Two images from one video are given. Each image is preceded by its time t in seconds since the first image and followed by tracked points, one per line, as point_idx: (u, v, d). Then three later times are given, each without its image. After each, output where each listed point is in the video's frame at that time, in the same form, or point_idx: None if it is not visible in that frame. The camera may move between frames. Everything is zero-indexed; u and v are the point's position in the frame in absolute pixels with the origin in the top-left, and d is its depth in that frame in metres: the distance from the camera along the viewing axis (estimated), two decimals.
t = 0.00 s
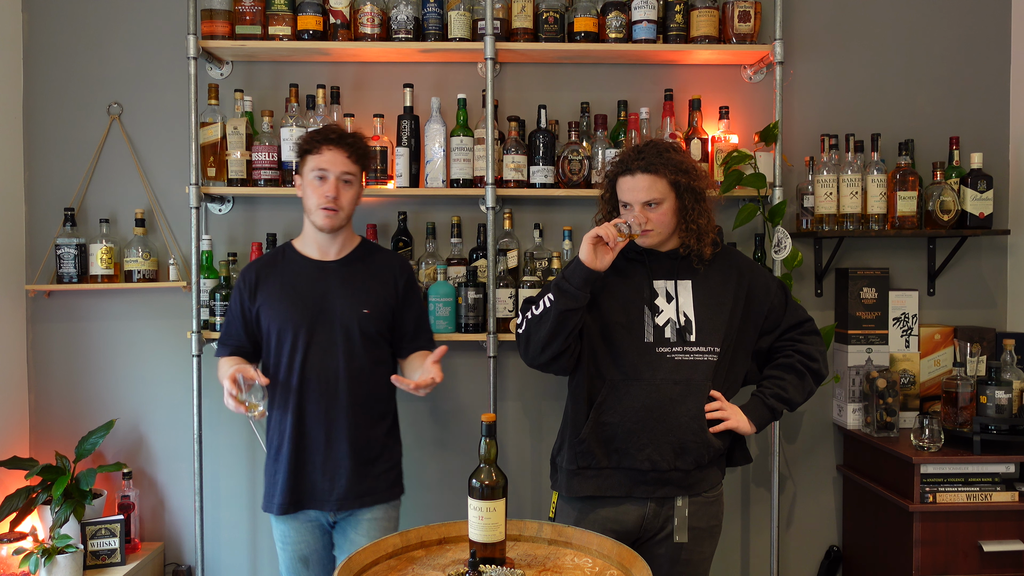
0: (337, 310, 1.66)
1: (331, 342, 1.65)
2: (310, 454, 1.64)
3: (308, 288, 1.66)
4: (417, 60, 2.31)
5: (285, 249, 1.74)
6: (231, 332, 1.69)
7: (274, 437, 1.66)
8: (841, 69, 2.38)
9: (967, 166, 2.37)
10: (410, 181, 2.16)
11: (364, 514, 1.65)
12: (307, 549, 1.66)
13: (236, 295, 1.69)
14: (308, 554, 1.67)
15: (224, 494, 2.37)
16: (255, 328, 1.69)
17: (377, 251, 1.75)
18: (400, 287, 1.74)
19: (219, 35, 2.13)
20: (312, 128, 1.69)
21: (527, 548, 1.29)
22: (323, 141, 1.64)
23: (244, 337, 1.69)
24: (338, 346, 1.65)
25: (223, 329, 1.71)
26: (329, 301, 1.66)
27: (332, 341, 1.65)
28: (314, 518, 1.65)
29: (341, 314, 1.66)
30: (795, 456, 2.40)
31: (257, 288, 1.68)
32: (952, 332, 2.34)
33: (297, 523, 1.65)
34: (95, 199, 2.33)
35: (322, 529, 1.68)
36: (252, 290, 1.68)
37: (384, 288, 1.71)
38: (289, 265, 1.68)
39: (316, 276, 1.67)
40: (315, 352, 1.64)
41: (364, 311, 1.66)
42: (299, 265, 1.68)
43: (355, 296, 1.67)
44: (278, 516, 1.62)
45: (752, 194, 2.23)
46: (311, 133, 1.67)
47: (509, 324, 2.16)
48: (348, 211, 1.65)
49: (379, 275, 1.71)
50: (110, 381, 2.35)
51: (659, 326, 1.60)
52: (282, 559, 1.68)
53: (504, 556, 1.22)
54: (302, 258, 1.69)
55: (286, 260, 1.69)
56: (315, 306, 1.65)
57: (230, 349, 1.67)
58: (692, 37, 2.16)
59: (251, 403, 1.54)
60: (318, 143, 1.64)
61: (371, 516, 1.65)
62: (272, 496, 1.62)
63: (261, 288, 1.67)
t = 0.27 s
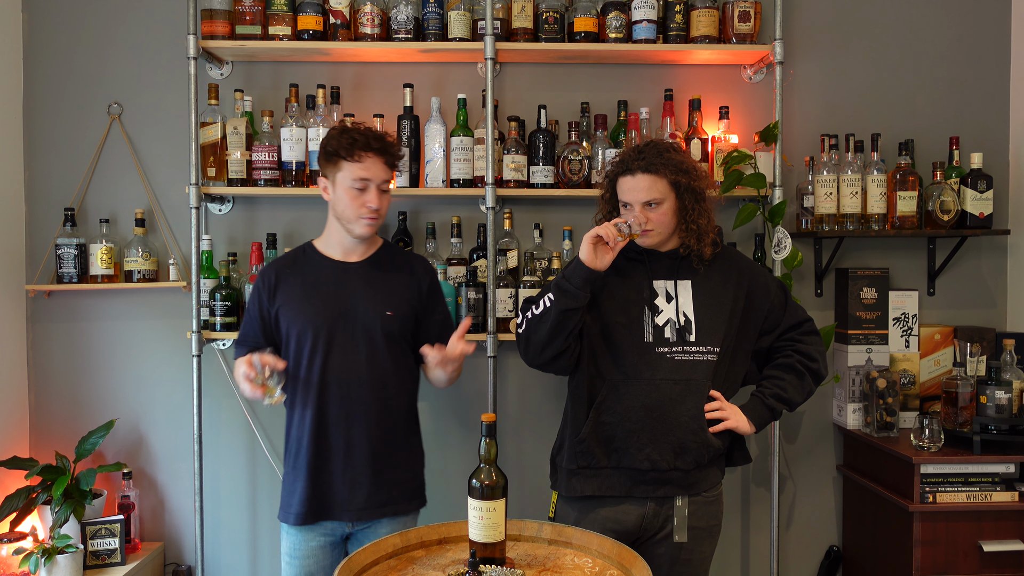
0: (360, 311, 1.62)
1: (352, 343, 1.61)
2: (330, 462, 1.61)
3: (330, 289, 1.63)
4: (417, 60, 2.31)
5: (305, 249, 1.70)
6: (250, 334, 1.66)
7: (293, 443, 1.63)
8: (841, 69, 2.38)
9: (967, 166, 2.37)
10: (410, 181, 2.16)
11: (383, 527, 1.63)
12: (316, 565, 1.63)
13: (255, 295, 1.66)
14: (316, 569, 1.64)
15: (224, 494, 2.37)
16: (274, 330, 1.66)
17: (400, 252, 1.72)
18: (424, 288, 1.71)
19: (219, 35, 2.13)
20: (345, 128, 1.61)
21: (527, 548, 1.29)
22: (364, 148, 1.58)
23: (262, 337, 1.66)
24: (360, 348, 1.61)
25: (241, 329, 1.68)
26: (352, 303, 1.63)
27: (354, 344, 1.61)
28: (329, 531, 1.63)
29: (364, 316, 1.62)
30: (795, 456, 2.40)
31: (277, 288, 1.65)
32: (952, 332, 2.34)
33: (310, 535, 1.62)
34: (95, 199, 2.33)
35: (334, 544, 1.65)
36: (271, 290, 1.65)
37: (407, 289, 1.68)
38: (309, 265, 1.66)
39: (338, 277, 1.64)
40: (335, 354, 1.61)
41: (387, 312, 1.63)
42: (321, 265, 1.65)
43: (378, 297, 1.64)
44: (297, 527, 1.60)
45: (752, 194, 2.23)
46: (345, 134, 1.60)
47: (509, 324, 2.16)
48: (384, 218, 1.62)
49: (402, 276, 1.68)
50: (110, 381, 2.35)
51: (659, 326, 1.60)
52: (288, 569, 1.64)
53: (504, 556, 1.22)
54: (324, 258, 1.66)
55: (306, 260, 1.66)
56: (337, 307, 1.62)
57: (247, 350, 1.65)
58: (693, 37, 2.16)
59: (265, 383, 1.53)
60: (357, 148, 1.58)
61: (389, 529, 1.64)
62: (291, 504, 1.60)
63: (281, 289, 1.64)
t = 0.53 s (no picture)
0: (374, 313, 1.63)
1: (366, 345, 1.62)
2: (342, 465, 1.61)
3: (343, 290, 1.63)
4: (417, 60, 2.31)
5: (318, 249, 1.71)
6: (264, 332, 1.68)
7: (304, 446, 1.63)
8: (841, 69, 2.38)
9: (967, 166, 2.37)
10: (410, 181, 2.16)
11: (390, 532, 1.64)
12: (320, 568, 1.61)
13: (269, 294, 1.67)
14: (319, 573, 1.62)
15: (223, 494, 2.37)
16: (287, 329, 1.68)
17: (414, 254, 1.73)
18: (439, 291, 1.72)
19: (219, 35, 2.13)
20: (361, 130, 1.62)
21: (527, 548, 1.29)
22: (381, 151, 1.59)
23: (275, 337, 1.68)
24: (373, 350, 1.62)
25: (255, 328, 1.70)
26: (366, 305, 1.63)
27: (367, 346, 1.62)
28: (337, 535, 1.62)
29: (378, 318, 1.63)
30: (795, 456, 2.40)
31: (289, 288, 1.66)
32: (952, 332, 2.34)
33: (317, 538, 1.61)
34: (95, 199, 2.33)
35: (338, 547, 1.64)
36: (284, 290, 1.66)
37: (421, 292, 1.69)
38: (322, 266, 1.66)
39: (352, 278, 1.64)
40: (348, 355, 1.62)
41: (401, 315, 1.64)
42: (333, 266, 1.66)
43: (392, 299, 1.64)
44: (312, 531, 1.59)
45: (752, 194, 2.23)
46: (362, 135, 1.60)
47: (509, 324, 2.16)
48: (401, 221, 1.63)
49: (416, 278, 1.69)
50: (110, 381, 2.35)
51: (657, 326, 1.60)
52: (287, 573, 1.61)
53: (504, 556, 1.22)
54: (338, 259, 1.67)
55: (319, 260, 1.67)
56: (351, 309, 1.63)
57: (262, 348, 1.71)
58: (693, 37, 2.16)
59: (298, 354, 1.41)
60: (374, 151, 1.58)
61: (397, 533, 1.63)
62: (304, 509, 1.60)
63: (294, 288, 1.65)
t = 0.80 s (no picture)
0: (374, 314, 1.63)
1: (366, 346, 1.62)
2: (341, 467, 1.61)
3: (343, 291, 1.63)
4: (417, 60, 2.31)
5: (319, 248, 1.71)
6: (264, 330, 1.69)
7: (304, 448, 1.63)
8: (841, 69, 2.38)
9: (967, 166, 2.37)
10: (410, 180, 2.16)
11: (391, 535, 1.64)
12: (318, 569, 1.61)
13: (269, 292, 1.67)
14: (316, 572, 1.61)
15: (223, 494, 2.37)
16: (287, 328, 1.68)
17: (416, 254, 1.73)
18: (440, 291, 1.71)
19: (219, 35, 2.13)
20: (363, 129, 1.61)
21: (527, 548, 1.29)
22: (383, 150, 1.59)
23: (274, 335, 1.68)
24: (373, 351, 1.62)
25: (255, 326, 1.71)
26: (366, 305, 1.63)
27: (368, 346, 1.62)
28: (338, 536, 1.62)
29: (379, 319, 1.63)
30: (794, 456, 2.40)
31: (289, 286, 1.66)
32: (952, 332, 2.34)
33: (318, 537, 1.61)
34: (95, 199, 2.33)
35: (338, 548, 1.64)
36: (284, 288, 1.67)
37: (421, 292, 1.68)
38: (323, 265, 1.67)
39: (353, 279, 1.65)
40: (348, 356, 1.62)
41: (402, 316, 1.64)
42: (334, 265, 1.66)
43: (393, 300, 1.64)
44: (311, 533, 1.59)
45: (752, 194, 2.23)
46: (363, 134, 1.60)
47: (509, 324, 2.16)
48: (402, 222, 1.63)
49: (418, 279, 1.69)
50: (110, 381, 2.35)
51: (657, 326, 1.60)
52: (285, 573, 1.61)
53: (504, 556, 1.22)
54: (338, 258, 1.67)
55: (320, 259, 1.67)
56: (351, 309, 1.63)
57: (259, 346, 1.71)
58: (692, 37, 2.16)
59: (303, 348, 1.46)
60: (375, 151, 1.58)
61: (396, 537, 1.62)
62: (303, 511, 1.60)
63: (294, 287, 1.65)
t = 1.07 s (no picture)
0: (375, 315, 1.63)
1: (367, 347, 1.62)
2: (342, 467, 1.61)
3: (343, 291, 1.64)
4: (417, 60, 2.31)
5: (320, 247, 1.71)
6: (262, 331, 1.69)
7: (304, 448, 1.63)
8: (841, 69, 2.38)
9: (967, 166, 2.37)
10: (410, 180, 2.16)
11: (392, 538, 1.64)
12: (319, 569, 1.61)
13: (268, 291, 1.67)
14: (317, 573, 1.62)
15: (223, 493, 2.37)
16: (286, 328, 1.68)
17: (417, 254, 1.73)
18: (441, 291, 1.72)
19: (219, 35, 2.13)
20: (366, 126, 1.61)
21: (527, 548, 1.29)
22: (384, 148, 1.59)
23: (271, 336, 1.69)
24: (375, 352, 1.62)
25: (253, 325, 1.70)
26: (368, 305, 1.63)
27: (369, 347, 1.62)
28: (339, 538, 1.62)
29: (380, 320, 1.63)
30: (795, 456, 2.40)
31: (288, 286, 1.66)
32: (952, 332, 2.34)
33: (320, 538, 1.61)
34: (95, 199, 2.33)
35: (339, 549, 1.64)
36: (284, 288, 1.66)
37: (422, 293, 1.68)
38: (324, 264, 1.67)
39: (353, 279, 1.65)
40: (349, 357, 1.61)
41: (403, 317, 1.64)
42: (334, 265, 1.66)
43: (394, 301, 1.64)
44: (312, 535, 1.59)
45: (752, 194, 2.23)
46: (366, 131, 1.60)
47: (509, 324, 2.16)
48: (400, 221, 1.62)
49: (418, 279, 1.69)
50: (110, 381, 2.35)
51: (657, 324, 1.60)
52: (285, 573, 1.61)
53: (504, 556, 1.22)
54: (338, 258, 1.67)
55: (320, 258, 1.67)
56: (352, 309, 1.63)
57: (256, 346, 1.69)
58: (692, 37, 2.16)
59: (305, 360, 1.45)
60: (376, 148, 1.58)
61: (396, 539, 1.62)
62: (304, 512, 1.60)
63: (294, 287, 1.65)
